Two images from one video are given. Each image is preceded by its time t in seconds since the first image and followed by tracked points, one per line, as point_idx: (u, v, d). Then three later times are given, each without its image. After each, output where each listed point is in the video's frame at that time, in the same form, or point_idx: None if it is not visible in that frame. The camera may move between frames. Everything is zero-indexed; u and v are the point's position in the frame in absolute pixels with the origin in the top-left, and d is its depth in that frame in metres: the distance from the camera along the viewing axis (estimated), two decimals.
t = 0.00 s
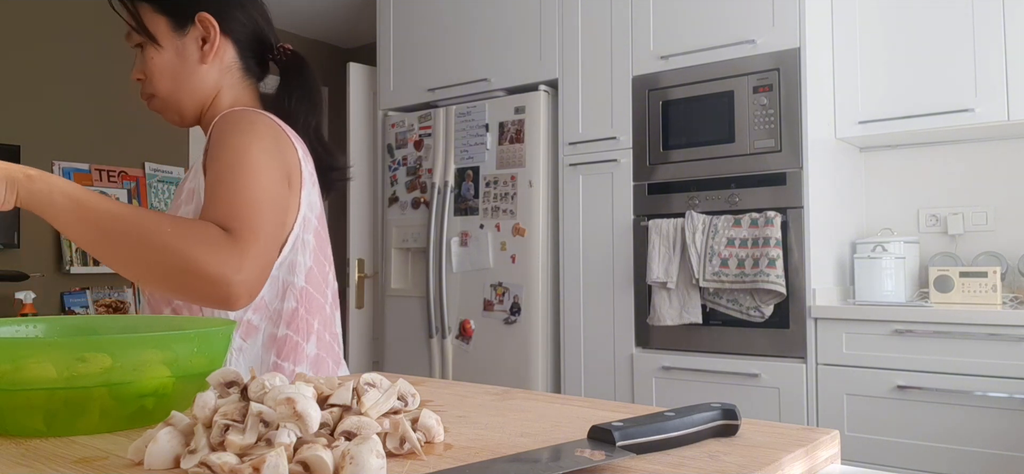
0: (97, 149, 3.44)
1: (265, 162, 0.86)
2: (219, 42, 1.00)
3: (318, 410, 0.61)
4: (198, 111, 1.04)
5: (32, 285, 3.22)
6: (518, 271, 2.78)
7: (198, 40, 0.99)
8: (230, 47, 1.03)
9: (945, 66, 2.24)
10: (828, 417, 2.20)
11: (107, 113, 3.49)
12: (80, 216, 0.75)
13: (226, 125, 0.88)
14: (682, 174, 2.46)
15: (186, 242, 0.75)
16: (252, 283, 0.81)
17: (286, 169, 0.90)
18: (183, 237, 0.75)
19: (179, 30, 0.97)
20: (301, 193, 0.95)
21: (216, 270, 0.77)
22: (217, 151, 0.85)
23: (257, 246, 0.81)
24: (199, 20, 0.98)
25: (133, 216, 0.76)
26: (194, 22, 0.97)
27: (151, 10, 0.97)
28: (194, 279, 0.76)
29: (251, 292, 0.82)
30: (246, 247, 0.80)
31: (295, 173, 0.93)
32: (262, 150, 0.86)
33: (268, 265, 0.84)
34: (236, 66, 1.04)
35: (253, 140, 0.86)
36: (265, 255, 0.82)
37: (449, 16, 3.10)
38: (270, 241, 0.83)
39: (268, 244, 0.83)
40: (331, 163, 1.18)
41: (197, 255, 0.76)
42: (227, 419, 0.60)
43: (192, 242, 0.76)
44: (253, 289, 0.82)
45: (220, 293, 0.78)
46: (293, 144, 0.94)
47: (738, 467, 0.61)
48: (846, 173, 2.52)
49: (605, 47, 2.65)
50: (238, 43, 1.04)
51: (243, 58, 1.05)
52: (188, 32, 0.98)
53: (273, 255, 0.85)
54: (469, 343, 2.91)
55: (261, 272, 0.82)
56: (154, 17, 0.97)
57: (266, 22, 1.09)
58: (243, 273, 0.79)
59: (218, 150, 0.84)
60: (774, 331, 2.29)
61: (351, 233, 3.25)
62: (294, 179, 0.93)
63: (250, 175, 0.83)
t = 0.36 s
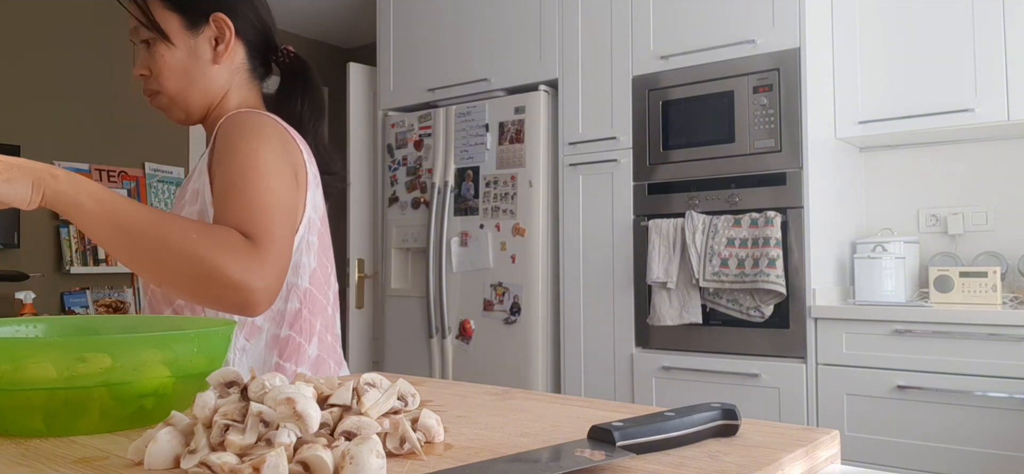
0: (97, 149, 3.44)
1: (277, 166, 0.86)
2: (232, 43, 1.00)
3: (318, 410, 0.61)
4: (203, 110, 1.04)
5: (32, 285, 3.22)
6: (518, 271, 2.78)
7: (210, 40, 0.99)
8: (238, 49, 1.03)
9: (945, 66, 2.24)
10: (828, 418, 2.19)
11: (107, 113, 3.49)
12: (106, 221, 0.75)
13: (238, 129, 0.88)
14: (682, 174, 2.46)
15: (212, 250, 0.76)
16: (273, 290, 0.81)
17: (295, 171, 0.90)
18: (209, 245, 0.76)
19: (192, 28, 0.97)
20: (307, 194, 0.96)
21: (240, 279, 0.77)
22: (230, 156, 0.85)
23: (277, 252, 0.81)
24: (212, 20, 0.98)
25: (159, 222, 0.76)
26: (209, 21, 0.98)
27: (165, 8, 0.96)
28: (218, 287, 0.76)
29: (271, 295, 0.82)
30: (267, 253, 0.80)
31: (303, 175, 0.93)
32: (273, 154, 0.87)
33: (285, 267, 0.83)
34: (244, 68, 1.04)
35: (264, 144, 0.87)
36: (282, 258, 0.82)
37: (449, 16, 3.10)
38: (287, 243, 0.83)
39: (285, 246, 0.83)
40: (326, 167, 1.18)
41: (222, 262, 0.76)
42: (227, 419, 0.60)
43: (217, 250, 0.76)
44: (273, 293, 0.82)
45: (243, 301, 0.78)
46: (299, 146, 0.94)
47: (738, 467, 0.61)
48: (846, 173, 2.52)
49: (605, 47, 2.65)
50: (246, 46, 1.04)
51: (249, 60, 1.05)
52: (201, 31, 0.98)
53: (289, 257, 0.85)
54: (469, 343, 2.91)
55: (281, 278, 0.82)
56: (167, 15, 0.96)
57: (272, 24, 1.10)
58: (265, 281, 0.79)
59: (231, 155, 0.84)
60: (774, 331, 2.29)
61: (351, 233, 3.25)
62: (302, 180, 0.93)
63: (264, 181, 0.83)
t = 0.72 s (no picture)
0: (97, 150, 3.44)
1: (280, 167, 0.86)
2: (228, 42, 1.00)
3: (318, 410, 0.61)
4: (204, 110, 1.04)
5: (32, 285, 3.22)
6: (519, 271, 2.78)
7: (206, 40, 0.99)
8: (237, 48, 1.03)
9: (945, 66, 2.24)
10: (828, 418, 2.19)
11: (107, 114, 3.49)
12: (111, 223, 0.75)
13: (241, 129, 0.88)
14: (682, 174, 2.46)
15: (218, 254, 0.76)
16: (277, 293, 0.82)
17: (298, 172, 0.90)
18: (216, 249, 0.76)
19: (188, 29, 0.97)
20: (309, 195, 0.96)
21: (246, 282, 0.77)
22: (233, 158, 0.85)
23: (281, 255, 0.82)
24: (207, 20, 0.97)
25: (165, 225, 0.76)
26: (203, 22, 0.97)
27: (160, 10, 0.96)
28: (224, 291, 0.77)
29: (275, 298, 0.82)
30: (272, 256, 0.80)
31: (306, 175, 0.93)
32: (276, 155, 0.86)
33: (289, 270, 0.84)
34: (243, 67, 1.04)
35: (267, 145, 0.86)
36: (286, 261, 0.83)
37: (449, 16, 3.10)
38: (290, 246, 0.83)
39: (289, 249, 0.83)
40: (326, 164, 1.17)
41: (229, 266, 0.76)
42: (227, 420, 0.60)
43: (223, 253, 0.76)
44: (277, 296, 0.82)
45: (248, 304, 0.79)
46: (301, 145, 0.94)
47: (738, 467, 0.61)
48: (846, 173, 2.52)
49: (605, 47, 2.65)
50: (245, 44, 1.04)
51: (249, 59, 1.05)
52: (196, 32, 0.97)
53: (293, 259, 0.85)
54: (469, 343, 2.91)
55: (285, 281, 0.83)
56: (162, 16, 0.96)
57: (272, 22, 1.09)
58: (271, 283, 0.80)
59: (234, 156, 0.84)
60: (774, 331, 2.29)
61: (352, 233, 3.25)
62: (304, 180, 0.93)
63: (267, 183, 0.83)
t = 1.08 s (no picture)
0: (97, 150, 3.44)
1: (282, 167, 0.86)
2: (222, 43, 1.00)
3: (318, 410, 0.61)
4: (203, 111, 1.05)
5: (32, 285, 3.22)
6: (518, 271, 2.78)
7: (200, 41, 0.99)
8: (233, 48, 1.02)
9: (945, 67, 2.24)
10: (828, 418, 2.19)
11: (107, 114, 3.49)
12: (115, 226, 0.75)
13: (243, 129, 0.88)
14: (682, 174, 2.46)
15: (224, 255, 0.76)
16: (283, 293, 0.82)
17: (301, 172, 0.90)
18: (221, 250, 0.76)
19: (181, 30, 0.97)
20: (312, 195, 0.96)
21: (252, 283, 0.78)
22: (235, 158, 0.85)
23: (286, 255, 0.82)
24: (200, 21, 0.98)
25: (170, 227, 0.75)
26: (196, 23, 0.98)
27: (155, 12, 0.97)
28: (230, 292, 0.77)
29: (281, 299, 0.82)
30: (277, 257, 0.81)
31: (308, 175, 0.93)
32: (278, 155, 0.87)
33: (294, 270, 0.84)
34: (239, 67, 1.04)
35: (269, 145, 0.87)
36: (291, 261, 0.83)
37: (449, 15, 3.10)
38: (294, 246, 0.84)
39: (293, 249, 0.83)
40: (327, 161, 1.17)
41: (235, 268, 0.76)
42: (227, 420, 0.60)
43: (229, 255, 0.76)
44: (283, 296, 0.82)
45: (255, 305, 0.79)
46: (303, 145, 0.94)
47: (738, 467, 0.61)
48: (846, 173, 2.52)
49: (605, 46, 2.65)
50: (242, 44, 1.04)
51: (246, 59, 1.05)
52: (190, 33, 0.98)
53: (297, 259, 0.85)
54: (469, 343, 2.91)
55: (291, 281, 0.83)
56: (157, 18, 0.97)
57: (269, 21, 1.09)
58: (277, 284, 0.80)
59: (237, 158, 0.85)
60: (774, 331, 2.29)
61: (351, 233, 3.25)
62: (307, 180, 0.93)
63: (270, 183, 0.84)
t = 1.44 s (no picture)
0: (97, 150, 3.44)
1: (321, 168, 0.88)
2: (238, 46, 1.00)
3: (318, 410, 0.61)
4: (216, 113, 1.05)
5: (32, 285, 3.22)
6: (518, 271, 2.78)
7: (216, 43, 0.99)
8: (248, 51, 1.03)
9: (944, 67, 2.24)
10: (828, 418, 2.19)
11: (107, 114, 3.49)
12: (188, 229, 0.75)
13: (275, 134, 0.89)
14: (682, 174, 2.46)
15: (286, 259, 0.79)
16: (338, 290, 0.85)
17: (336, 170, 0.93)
18: (283, 255, 0.79)
19: (198, 32, 0.98)
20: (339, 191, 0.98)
21: (313, 284, 0.81)
22: (275, 164, 0.87)
23: (337, 253, 0.85)
24: (218, 23, 0.98)
25: (236, 231, 0.77)
26: (215, 24, 0.98)
27: (172, 14, 0.98)
28: (293, 293, 0.80)
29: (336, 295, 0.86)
30: (331, 256, 0.84)
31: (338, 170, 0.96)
32: (316, 157, 0.88)
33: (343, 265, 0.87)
34: (254, 70, 1.04)
35: (305, 148, 0.88)
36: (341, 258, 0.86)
37: (449, 15, 3.10)
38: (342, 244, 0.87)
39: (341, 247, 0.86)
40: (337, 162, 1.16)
41: (298, 271, 0.79)
42: (227, 419, 0.60)
43: (291, 259, 0.79)
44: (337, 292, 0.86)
45: (311, 304, 0.82)
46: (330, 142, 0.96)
47: (738, 467, 0.61)
48: (846, 173, 2.52)
49: (605, 47, 2.65)
50: (257, 48, 1.04)
51: (260, 62, 1.05)
52: (207, 35, 0.98)
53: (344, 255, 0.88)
54: (469, 343, 2.91)
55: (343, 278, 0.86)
56: (174, 20, 0.98)
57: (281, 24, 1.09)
58: (333, 281, 0.83)
59: (279, 162, 0.86)
60: (774, 331, 2.29)
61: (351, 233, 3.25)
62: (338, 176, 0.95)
63: (313, 185, 0.86)
